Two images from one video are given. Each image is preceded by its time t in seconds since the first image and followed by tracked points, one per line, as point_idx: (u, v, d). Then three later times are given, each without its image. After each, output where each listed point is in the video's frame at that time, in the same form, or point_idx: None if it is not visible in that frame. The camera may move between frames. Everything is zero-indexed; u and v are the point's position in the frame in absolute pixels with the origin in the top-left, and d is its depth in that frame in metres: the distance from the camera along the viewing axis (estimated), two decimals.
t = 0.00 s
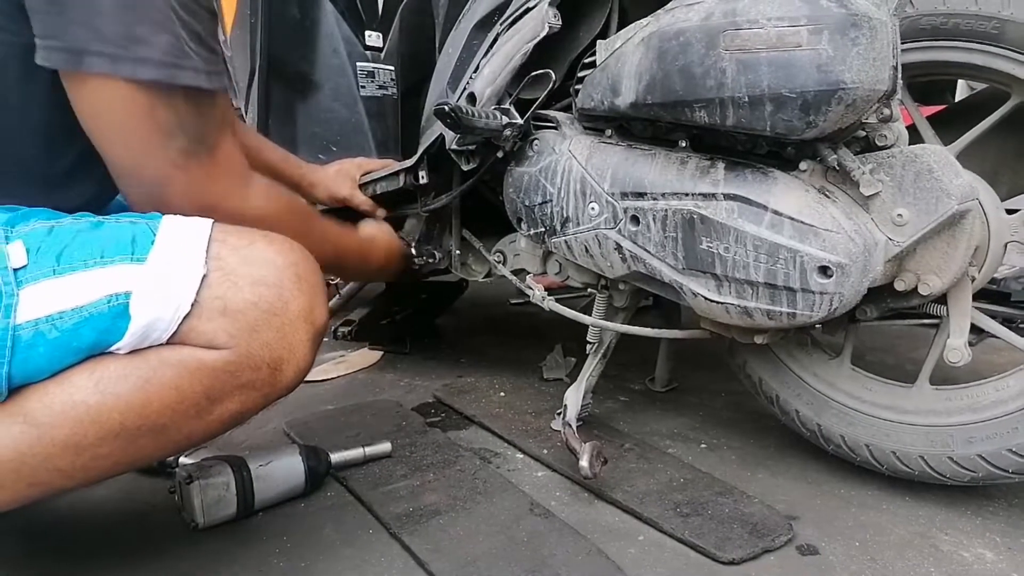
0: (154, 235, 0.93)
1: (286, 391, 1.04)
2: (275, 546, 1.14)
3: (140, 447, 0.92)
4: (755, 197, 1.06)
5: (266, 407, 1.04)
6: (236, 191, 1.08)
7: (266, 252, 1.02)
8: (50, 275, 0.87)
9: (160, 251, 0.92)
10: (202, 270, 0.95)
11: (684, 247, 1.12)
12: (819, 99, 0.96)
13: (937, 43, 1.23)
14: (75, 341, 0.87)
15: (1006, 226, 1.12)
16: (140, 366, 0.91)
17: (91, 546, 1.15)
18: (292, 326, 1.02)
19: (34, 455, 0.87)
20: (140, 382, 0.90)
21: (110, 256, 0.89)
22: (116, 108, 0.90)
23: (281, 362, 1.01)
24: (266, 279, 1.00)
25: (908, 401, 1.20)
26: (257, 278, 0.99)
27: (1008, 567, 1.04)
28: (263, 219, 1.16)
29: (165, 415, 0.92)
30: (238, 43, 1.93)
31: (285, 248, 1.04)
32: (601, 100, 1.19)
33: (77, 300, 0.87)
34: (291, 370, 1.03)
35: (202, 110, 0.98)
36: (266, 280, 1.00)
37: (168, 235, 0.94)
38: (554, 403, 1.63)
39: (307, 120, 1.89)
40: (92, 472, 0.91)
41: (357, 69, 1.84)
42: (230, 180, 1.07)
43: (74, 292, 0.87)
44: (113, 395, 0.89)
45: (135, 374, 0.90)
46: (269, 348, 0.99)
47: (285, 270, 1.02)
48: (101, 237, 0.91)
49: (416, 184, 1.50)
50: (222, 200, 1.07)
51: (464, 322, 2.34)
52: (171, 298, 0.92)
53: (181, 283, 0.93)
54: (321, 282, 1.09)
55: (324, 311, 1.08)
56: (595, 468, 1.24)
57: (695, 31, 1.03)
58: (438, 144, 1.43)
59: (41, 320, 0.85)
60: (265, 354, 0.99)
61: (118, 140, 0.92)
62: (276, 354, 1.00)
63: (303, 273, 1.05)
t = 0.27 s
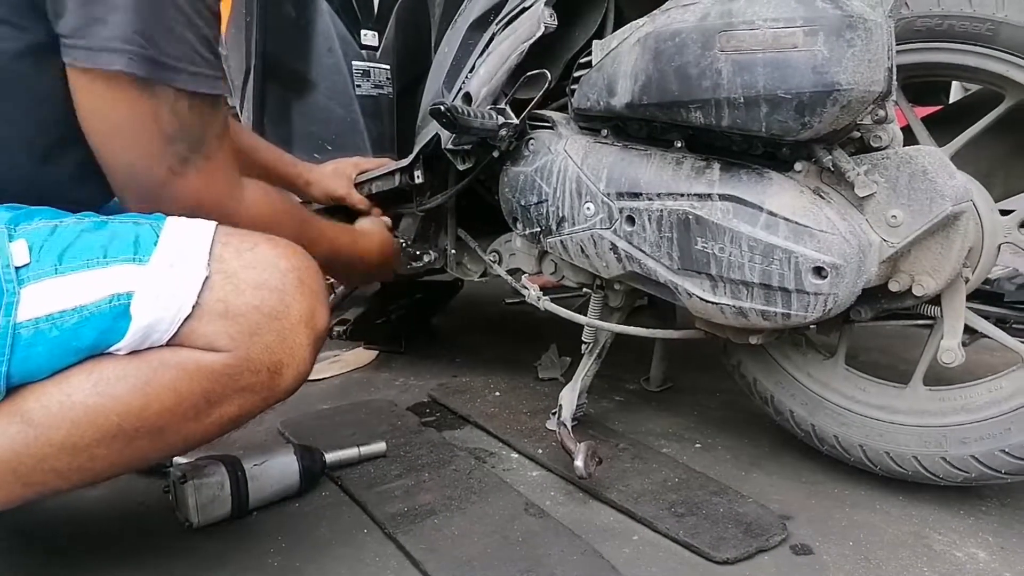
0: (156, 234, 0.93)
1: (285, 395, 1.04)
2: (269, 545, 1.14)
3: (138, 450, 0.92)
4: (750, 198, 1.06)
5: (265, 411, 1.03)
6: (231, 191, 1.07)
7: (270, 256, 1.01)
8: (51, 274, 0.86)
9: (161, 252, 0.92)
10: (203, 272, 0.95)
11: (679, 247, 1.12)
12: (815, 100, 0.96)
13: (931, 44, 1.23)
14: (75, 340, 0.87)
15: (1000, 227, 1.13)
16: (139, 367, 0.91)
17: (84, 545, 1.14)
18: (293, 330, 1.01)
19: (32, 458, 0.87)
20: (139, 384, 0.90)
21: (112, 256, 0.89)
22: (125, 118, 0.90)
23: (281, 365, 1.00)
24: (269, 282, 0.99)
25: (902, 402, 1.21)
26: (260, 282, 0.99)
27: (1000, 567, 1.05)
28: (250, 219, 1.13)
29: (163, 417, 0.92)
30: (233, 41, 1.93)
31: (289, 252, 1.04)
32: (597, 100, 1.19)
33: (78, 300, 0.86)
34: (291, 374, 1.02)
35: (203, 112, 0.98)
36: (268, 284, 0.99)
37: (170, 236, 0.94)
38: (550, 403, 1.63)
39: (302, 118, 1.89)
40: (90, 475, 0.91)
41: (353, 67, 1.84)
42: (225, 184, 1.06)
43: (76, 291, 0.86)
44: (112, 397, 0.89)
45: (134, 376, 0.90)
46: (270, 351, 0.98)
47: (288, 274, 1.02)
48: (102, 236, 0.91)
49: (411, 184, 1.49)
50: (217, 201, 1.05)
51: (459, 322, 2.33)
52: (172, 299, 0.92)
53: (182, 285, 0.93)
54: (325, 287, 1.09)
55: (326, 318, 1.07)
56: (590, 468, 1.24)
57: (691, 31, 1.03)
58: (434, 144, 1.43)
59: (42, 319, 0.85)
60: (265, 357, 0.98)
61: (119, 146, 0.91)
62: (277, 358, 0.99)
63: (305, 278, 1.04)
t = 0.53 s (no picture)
0: (141, 229, 0.93)
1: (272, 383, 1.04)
2: (270, 547, 1.14)
3: (132, 442, 0.92)
4: (750, 200, 1.06)
5: (254, 399, 1.04)
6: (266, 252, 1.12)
7: (252, 249, 1.02)
8: (38, 274, 0.87)
9: (147, 245, 0.92)
10: (187, 265, 0.95)
11: (680, 249, 1.12)
12: (815, 101, 0.96)
13: (931, 45, 1.23)
14: (65, 337, 0.87)
15: (1000, 229, 1.13)
16: (130, 360, 0.91)
17: (85, 548, 1.14)
18: (278, 319, 1.01)
19: (25, 455, 0.86)
20: (130, 377, 0.90)
21: (97, 252, 0.89)
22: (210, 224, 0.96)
23: (268, 354, 1.00)
24: (253, 274, 1.00)
25: (902, 403, 1.21)
26: (243, 272, 0.99)
27: (1001, 568, 1.05)
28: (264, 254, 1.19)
29: (155, 408, 0.92)
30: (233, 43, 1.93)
31: (269, 245, 1.04)
32: (597, 102, 1.19)
33: (66, 296, 0.87)
34: (279, 362, 1.02)
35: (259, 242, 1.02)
36: (252, 274, 0.99)
37: (155, 230, 0.94)
38: (550, 404, 1.63)
39: (302, 120, 1.89)
40: (85, 470, 0.91)
41: (353, 69, 1.83)
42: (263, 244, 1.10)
43: (63, 288, 0.87)
44: (104, 390, 0.89)
45: (125, 369, 0.90)
46: (257, 340, 0.98)
47: (271, 265, 1.02)
48: (87, 234, 0.91)
49: (412, 186, 1.49)
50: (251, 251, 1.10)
51: (459, 323, 2.33)
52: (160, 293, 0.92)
53: (169, 278, 0.93)
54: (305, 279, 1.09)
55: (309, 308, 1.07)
56: (591, 469, 1.24)
57: (690, 34, 1.03)
58: (434, 146, 1.43)
59: (31, 318, 0.86)
60: (253, 347, 0.98)
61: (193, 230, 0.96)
62: (264, 346, 0.99)
63: (288, 268, 1.04)
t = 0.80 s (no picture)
0: (109, 234, 0.94)
1: (254, 381, 1.06)
2: (272, 547, 1.14)
3: (112, 449, 0.94)
4: (751, 200, 1.06)
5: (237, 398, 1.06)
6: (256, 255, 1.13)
7: (225, 247, 1.02)
8: (6, 284, 0.89)
9: (116, 252, 0.93)
10: (158, 269, 0.96)
11: (681, 250, 1.12)
12: (817, 102, 0.96)
13: (933, 46, 1.23)
14: (35, 346, 0.89)
15: (1003, 229, 1.13)
16: (104, 370, 0.92)
17: (86, 548, 1.15)
18: (256, 318, 1.02)
19: (3, 468, 0.88)
20: (106, 387, 0.91)
21: (65, 260, 0.91)
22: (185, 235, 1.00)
23: (248, 355, 1.02)
24: (227, 274, 1.00)
25: (904, 404, 1.21)
26: (216, 273, 0.99)
27: (1003, 569, 1.05)
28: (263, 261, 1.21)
29: (134, 416, 0.94)
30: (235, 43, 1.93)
31: (245, 243, 1.05)
32: (599, 103, 1.19)
33: (36, 305, 0.88)
34: (259, 362, 1.04)
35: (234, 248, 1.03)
36: (226, 275, 1.00)
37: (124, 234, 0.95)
38: (551, 405, 1.63)
39: (304, 120, 1.89)
40: (65, 479, 0.92)
41: (354, 70, 1.83)
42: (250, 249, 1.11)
43: (32, 297, 0.88)
44: (79, 402, 0.90)
45: (100, 379, 0.91)
46: (235, 342, 0.99)
47: (246, 264, 1.03)
48: (55, 243, 0.93)
49: (414, 186, 1.49)
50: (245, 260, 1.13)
51: (461, 324, 2.34)
52: (131, 299, 0.93)
53: (140, 283, 0.94)
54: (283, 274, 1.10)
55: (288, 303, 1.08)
56: (593, 470, 1.24)
57: (693, 34, 1.03)
58: (436, 146, 1.43)
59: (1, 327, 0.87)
60: (231, 349, 0.99)
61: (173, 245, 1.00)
62: (242, 348, 1.01)
63: (263, 266, 1.05)
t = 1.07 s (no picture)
0: (88, 239, 0.90)
1: (245, 393, 1.02)
2: (270, 546, 1.14)
3: (93, 469, 0.91)
4: (750, 198, 1.06)
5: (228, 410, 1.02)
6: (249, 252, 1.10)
7: (214, 252, 0.96)
8: None
9: (95, 259, 0.89)
10: (140, 278, 0.92)
11: (680, 248, 1.12)
12: (816, 100, 0.96)
13: (932, 44, 1.23)
14: (6, 356, 0.85)
15: (1002, 227, 1.13)
16: (83, 389, 0.89)
17: (84, 548, 1.14)
18: (247, 329, 0.98)
19: None
20: (85, 407, 0.88)
21: (41, 266, 0.87)
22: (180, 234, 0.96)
23: (238, 367, 0.98)
24: (215, 282, 0.96)
25: (903, 402, 1.20)
26: (203, 282, 0.95)
27: (1003, 568, 1.04)
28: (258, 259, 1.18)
29: (116, 436, 0.90)
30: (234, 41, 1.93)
31: (237, 244, 0.99)
32: (598, 101, 1.19)
33: (6, 314, 0.84)
34: (250, 374, 1.00)
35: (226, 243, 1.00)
36: (213, 284, 0.96)
37: (105, 237, 0.91)
38: (551, 404, 1.63)
39: (303, 119, 1.89)
40: (45, 499, 0.90)
41: (354, 68, 1.83)
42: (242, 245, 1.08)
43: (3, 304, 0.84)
44: (57, 422, 0.87)
45: (78, 399, 0.88)
46: (222, 356, 0.95)
47: (236, 270, 0.98)
48: (32, 246, 0.89)
49: (413, 185, 1.49)
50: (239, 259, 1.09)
51: (461, 323, 2.34)
52: (108, 311, 0.89)
53: (120, 293, 0.90)
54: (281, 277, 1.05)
55: (284, 309, 1.03)
56: (592, 469, 1.24)
57: (692, 32, 1.03)
58: (435, 145, 1.43)
59: None
60: (218, 363, 0.95)
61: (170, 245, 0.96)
62: (231, 361, 0.97)
63: (257, 272, 1.00)
